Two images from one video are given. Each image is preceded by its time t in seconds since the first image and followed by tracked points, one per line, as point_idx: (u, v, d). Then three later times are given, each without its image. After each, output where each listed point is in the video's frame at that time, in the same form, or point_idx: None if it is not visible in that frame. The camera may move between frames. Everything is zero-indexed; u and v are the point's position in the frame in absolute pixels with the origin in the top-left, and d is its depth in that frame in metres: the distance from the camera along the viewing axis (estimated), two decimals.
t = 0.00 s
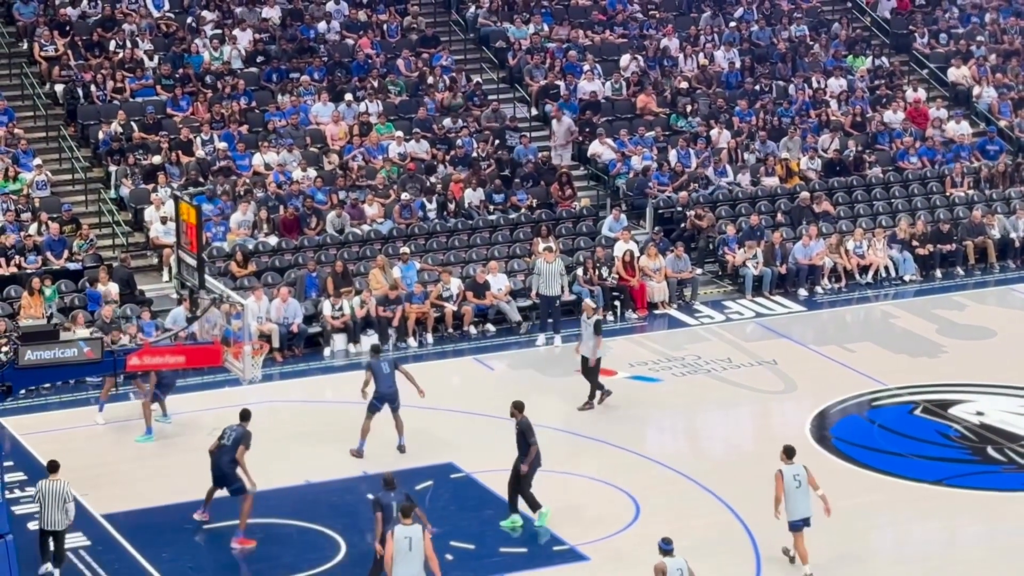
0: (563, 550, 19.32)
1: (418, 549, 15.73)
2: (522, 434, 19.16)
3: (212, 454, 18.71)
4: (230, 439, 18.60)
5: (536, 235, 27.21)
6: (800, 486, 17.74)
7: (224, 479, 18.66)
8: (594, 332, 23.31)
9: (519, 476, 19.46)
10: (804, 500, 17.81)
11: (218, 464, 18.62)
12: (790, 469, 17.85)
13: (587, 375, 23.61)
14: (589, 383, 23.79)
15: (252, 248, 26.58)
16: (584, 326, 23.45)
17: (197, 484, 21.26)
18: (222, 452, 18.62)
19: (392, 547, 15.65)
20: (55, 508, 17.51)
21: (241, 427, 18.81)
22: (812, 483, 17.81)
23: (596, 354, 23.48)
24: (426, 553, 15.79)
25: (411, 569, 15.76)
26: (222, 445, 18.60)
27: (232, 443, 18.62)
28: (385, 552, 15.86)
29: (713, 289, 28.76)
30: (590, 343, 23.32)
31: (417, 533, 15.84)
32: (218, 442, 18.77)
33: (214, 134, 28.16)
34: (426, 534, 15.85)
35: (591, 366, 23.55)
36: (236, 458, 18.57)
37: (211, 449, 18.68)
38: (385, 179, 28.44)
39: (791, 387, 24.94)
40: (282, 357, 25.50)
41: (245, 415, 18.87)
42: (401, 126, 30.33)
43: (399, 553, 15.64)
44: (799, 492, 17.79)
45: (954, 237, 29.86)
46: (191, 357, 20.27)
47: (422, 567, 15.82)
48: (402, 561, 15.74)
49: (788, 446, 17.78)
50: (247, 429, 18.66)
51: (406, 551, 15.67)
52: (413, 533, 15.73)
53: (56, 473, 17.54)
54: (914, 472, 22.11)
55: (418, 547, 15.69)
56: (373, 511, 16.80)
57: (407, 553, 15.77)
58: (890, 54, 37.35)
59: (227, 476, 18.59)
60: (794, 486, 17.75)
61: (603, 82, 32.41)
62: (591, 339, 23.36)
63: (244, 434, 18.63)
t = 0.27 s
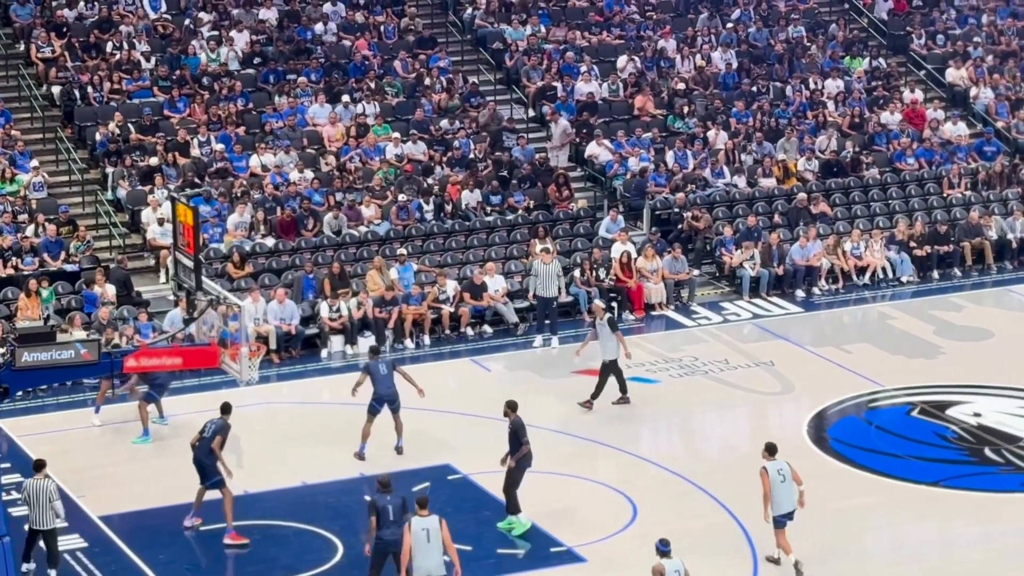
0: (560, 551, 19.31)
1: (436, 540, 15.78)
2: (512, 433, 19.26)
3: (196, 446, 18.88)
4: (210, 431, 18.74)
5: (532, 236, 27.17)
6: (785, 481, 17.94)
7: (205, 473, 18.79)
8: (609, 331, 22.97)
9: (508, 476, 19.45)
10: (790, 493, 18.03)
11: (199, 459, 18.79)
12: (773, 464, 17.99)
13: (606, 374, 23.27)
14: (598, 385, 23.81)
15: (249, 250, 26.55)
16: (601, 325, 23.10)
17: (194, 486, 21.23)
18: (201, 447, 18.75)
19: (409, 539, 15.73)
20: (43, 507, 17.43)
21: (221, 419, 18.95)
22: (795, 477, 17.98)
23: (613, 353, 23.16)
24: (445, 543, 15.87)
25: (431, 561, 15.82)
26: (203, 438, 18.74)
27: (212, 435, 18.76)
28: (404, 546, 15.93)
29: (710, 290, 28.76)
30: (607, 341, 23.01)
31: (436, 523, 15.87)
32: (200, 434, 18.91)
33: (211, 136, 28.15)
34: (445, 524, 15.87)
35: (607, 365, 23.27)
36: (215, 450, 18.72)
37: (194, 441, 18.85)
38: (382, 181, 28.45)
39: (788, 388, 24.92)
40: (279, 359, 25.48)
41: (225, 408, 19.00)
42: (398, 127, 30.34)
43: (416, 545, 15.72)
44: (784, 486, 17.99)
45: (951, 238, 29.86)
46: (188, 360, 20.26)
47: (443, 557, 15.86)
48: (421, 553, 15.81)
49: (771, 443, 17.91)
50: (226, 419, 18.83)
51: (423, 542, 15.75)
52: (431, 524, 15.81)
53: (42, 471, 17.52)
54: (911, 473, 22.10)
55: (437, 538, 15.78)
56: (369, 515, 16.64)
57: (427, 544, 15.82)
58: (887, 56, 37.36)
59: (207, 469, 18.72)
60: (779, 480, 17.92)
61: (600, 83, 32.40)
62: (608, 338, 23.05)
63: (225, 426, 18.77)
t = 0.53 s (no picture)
0: (556, 553, 19.32)
1: (448, 533, 16.41)
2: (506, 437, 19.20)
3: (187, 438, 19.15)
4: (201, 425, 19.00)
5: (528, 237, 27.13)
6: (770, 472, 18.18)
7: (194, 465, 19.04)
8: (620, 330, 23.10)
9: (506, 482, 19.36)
10: (775, 484, 18.31)
11: (188, 451, 19.02)
12: (756, 456, 18.22)
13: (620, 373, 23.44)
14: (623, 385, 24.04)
15: (245, 252, 26.55)
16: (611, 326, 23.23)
17: (189, 488, 21.23)
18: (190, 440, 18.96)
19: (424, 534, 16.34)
20: (30, 508, 17.42)
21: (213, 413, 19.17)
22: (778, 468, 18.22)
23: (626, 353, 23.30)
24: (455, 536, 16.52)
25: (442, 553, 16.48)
26: (195, 431, 18.95)
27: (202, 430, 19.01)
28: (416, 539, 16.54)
29: (706, 292, 28.79)
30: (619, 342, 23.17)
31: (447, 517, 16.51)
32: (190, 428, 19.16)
33: (207, 138, 28.16)
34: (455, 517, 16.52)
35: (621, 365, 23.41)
36: (204, 443, 19.00)
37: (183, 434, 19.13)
38: (378, 183, 28.48)
39: (784, 390, 24.93)
40: (274, 361, 25.48)
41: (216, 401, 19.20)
42: (394, 129, 30.37)
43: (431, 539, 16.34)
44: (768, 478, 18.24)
45: (947, 240, 29.87)
46: (184, 363, 20.37)
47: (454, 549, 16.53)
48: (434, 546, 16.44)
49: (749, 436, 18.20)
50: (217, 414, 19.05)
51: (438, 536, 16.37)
52: (443, 518, 16.42)
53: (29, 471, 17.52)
54: (906, 475, 22.11)
55: (449, 530, 16.41)
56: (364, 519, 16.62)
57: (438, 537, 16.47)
58: (882, 58, 37.39)
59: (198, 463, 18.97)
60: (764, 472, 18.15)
61: (596, 85, 32.40)
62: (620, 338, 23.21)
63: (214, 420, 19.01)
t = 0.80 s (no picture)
0: (550, 556, 19.31)
1: (457, 519, 16.66)
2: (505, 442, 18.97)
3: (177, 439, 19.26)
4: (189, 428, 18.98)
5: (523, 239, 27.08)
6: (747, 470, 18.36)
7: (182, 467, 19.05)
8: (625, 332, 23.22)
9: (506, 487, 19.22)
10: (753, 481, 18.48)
11: (176, 454, 19.04)
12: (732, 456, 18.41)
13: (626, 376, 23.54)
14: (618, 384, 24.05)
15: (239, 254, 26.53)
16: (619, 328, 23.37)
17: (183, 491, 21.22)
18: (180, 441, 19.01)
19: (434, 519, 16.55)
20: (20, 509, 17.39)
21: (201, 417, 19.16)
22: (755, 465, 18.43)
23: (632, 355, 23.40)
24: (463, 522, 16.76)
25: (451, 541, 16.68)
26: (183, 434, 18.93)
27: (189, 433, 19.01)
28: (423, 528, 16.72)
29: (700, 294, 28.79)
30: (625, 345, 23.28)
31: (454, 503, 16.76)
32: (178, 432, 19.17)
33: (201, 140, 28.14)
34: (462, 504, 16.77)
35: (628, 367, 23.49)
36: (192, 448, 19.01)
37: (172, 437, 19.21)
38: (373, 186, 28.49)
39: (779, 392, 24.92)
40: (269, 363, 25.46)
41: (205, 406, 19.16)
42: (388, 132, 30.40)
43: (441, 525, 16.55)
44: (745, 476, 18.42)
45: (941, 242, 29.90)
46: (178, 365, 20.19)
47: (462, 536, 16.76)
48: (444, 532, 16.64)
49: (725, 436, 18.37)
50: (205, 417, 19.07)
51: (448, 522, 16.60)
52: (450, 505, 16.67)
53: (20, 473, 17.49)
54: (900, 477, 22.11)
55: (458, 515, 16.67)
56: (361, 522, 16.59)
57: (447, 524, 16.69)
58: (877, 60, 37.42)
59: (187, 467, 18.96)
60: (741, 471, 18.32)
61: (590, 87, 32.41)
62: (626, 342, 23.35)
63: (202, 424, 19.02)
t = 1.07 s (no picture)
0: (545, 557, 19.29)
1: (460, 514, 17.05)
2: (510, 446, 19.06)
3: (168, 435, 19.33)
4: (173, 429, 19.02)
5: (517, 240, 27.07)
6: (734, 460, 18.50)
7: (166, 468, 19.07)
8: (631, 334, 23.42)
9: (510, 492, 19.21)
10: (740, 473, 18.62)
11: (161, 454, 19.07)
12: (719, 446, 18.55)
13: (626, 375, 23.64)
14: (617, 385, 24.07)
15: (233, 256, 26.51)
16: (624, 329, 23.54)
17: (176, 493, 21.19)
18: (164, 442, 19.05)
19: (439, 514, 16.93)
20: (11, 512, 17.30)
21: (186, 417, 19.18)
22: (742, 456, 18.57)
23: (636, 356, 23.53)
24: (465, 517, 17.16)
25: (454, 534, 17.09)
26: (167, 434, 18.95)
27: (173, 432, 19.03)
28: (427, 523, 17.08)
29: (694, 295, 28.79)
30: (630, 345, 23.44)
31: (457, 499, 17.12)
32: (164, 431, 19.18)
33: (195, 141, 28.12)
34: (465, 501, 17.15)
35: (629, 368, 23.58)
36: (175, 449, 19.01)
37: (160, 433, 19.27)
38: (366, 187, 28.48)
39: (774, 394, 24.92)
40: (262, 365, 25.44)
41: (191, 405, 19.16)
42: (382, 133, 30.42)
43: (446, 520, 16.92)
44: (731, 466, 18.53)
45: (935, 243, 29.91)
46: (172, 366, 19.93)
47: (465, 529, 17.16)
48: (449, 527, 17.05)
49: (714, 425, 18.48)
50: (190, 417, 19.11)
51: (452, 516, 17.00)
52: (455, 500, 17.05)
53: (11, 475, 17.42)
54: (893, 478, 22.10)
55: (461, 512, 17.04)
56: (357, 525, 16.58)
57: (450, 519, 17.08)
58: (871, 61, 37.44)
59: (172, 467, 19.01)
60: (728, 461, 18.45)
61: (584, 89, 32.41)
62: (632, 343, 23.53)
63: (187, 425, 19.06)
